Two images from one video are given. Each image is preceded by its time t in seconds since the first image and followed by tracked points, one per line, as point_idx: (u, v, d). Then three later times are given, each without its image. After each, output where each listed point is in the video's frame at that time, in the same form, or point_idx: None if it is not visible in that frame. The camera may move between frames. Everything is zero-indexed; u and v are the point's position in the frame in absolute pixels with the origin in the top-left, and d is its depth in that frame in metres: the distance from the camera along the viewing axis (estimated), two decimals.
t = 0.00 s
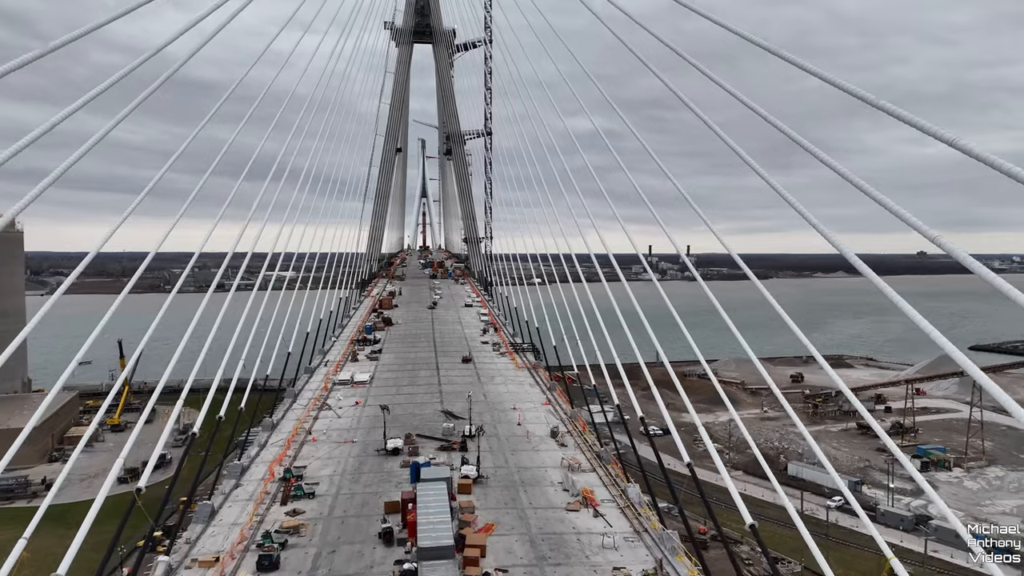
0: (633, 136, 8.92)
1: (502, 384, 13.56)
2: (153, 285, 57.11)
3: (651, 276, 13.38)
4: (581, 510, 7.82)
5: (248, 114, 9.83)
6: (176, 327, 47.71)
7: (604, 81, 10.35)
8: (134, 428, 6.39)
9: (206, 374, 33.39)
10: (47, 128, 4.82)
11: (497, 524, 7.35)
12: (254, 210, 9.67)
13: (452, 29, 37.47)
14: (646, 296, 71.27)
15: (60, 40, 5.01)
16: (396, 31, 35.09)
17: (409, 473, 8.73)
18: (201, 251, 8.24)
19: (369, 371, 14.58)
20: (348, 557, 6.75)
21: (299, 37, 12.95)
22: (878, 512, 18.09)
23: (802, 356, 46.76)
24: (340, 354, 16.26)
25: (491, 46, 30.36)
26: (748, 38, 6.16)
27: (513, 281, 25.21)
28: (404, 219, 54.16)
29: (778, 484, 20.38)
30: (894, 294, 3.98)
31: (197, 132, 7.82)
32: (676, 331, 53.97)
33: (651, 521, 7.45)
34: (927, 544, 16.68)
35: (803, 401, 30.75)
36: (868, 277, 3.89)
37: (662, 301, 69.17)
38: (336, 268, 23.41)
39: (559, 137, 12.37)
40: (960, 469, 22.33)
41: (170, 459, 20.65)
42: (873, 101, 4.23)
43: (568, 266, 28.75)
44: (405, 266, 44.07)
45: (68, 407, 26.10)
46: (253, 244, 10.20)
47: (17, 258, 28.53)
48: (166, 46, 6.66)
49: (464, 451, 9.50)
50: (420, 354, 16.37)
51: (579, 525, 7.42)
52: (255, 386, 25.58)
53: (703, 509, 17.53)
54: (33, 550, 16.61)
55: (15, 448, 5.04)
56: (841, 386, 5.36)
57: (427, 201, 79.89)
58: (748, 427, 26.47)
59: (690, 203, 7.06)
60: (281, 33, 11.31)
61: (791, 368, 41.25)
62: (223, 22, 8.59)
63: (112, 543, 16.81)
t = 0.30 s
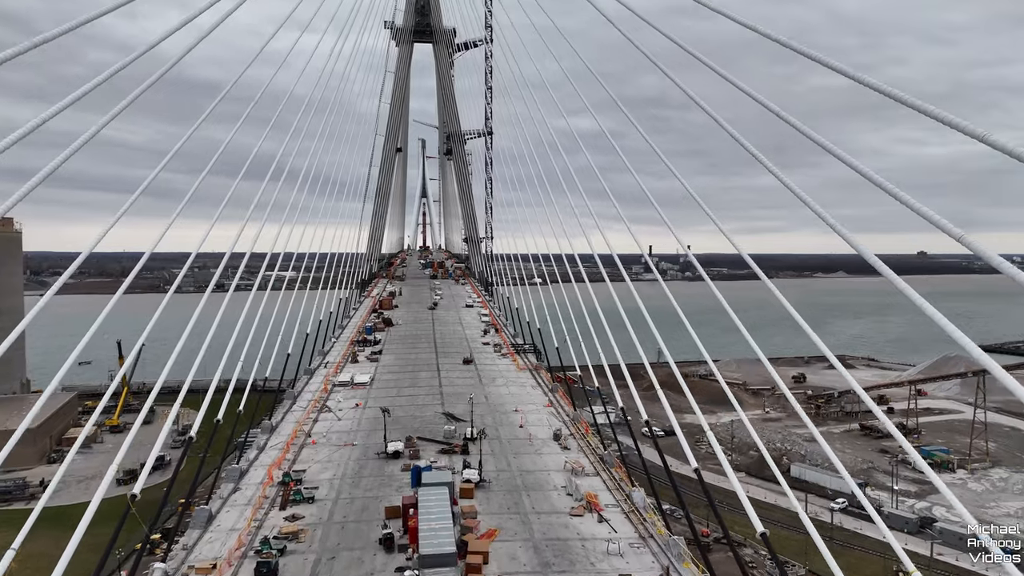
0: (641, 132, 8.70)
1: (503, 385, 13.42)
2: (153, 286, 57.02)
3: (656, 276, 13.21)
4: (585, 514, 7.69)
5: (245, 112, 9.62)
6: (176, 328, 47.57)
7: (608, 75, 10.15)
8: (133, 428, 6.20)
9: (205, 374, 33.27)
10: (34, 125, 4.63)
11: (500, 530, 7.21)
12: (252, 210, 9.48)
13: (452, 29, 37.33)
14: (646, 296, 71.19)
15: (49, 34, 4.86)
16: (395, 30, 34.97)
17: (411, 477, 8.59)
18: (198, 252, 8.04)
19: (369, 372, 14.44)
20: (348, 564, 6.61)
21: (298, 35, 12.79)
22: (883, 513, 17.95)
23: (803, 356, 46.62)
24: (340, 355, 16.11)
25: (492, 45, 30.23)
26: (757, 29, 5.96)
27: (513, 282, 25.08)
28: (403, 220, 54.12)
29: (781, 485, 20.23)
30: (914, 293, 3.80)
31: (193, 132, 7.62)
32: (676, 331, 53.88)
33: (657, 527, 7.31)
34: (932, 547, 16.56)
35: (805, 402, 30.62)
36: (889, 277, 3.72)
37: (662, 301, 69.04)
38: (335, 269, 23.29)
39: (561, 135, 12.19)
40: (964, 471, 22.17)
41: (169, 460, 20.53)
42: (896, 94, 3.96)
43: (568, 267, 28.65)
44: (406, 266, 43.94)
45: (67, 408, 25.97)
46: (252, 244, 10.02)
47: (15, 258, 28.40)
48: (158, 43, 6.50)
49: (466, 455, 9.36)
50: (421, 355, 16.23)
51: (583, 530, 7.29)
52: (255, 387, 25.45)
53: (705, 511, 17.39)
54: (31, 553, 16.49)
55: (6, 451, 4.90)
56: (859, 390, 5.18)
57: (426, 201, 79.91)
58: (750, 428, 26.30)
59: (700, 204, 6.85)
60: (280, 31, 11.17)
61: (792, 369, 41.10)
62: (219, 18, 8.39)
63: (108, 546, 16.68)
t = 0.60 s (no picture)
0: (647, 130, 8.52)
1: (505, 387, 13.30)
2: (152, 286, 56.92)
3: (659, 278, 13.07)
4: (589, 520, 7.56)
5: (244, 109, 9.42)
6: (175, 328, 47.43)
7: (612, 71, 9.98)
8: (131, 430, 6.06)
9: (204, 375, 33.16)
10: (20, 123, 4.45)
11: (502, 535, 7.09)
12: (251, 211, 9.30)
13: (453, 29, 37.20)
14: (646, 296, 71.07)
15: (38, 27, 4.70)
16: (396, 30, 34.82)
17: (412, 482, 8.46)
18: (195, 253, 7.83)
19: (369, 374, 14.31)
20: (348, 571, 6.48)
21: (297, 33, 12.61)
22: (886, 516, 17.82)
23: (805, 357, 46.47)
24: (340, 356, 15.98)
25: (492, 45, 30.08)
26: (767, 23, 5.82)
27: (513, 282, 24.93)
28: (403, 220, 53.95)
29: (783, 487, 20.09)
30: (935, 294, 3.66)
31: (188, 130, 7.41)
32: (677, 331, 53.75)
33: (662, 532, 7.19)
34: (936, 550, 16.44)
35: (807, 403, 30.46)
36: (909, 278, 3.58)
37: (663, 301, 68.89)
38: (336, 269, 23.17)
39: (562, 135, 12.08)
40: (968, 473, 22.04)
41: (167, 462, 20.41)
42: (922, 89, 3.78)
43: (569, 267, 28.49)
44: (406, 266, 43.81)
45: (66, 409, 25.84)
46: (251, 244, 9.86)
47: (13, 258, 28.24)
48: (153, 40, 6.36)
49: (468, 458, 9.23)
50: (421, 356, 16.09)
51: (587, 536, 7.16)
52: (254, 388, 25.32)
53: (707, 513, 17.24)
54: (27, 555, 16.36)
55: None
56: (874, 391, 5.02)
57: (427, 201, 79.88)
58: (752, 429, 26.12)
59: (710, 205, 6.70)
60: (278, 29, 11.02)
61: (793, 369, 40.96)
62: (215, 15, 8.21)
63: (105, 548, 16.56)
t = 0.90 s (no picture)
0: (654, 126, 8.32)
1: (507, 389, 13.17)
2: (152, 286, 56.86)
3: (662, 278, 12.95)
4: (593, 525, 7.43)
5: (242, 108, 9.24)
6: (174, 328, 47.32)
7: (617, 71, 9.85)
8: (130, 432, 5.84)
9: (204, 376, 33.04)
10: (7, 120, 4.24)
11: (505, 541, 6.97)
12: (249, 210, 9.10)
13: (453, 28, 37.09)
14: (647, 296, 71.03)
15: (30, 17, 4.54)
16: (396, 29, 34.71)
17: (412, 485, 8.34)
18: (192, 254, 7.62)
19: (369, 375, 14.18)
20: None
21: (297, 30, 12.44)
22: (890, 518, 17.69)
23: (806, 357, 46.35)
24: (340, 357, 15.85)
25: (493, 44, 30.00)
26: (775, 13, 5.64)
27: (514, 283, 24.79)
28: (404, 220, 53.86)
29: (785, 489, 19.96)
30: (959, 294, 3.49)
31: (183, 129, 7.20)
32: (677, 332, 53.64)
33: (667, 538, 7.06)
34: (941, 553, 16.31)
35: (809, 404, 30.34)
36: (931, 278, 3.42)
37: (664, 301, 68.81)
38: (336, 269, 23.05)
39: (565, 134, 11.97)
40: (971, 474, 21.91)
41: (165, 464, 20.28)
42: (950, 84, 3.58)
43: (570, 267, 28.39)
44: (406, 266, 43.67)
45: (64, 409, 25.71)
46: (250, 243, 9.67)
47: (11, 258, 28.12)
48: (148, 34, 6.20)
49: (469, 461, 9.11)
50: (422, 357, 15.96)
51: (591, 541, 7.04)
52: (254, 388, 25.20)
53: (710, 516, 17.11)
54: (25, 557, 16.22)
55: None
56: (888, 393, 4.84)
57: (427, 201, 79.90)
58: (754, 431, 25.97)
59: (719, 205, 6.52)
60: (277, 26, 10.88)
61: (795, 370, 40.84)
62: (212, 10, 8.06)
63: (101, 551, 16.42)
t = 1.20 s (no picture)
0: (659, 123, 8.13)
1: (507, 390, 13.04)
2: (152, 286, 56.78)
3: (663, 276, 12.82)
4: (596, 529, 7.30)
5: (239, 105, 9.03)
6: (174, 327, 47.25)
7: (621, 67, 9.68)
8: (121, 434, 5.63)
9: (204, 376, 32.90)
10: None
11: (506, 546, 6.84)
12: (246, 210, 8.91)
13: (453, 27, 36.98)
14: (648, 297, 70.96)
15: (21, 6, 4.37)
16: (396, 28, 34.60)
17: (412, 489, 8.20)
18: (187, 254, 7.41)
19: (369, 376, 14.05)
20: None
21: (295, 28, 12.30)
22: (894, 520, 17.55)
23: (808, 358, 46.20)
24: (339, 358, 15.72)
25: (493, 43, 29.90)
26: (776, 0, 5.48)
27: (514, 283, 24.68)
28: (403, 220, 53.81)
29: (788, 491, 19.82)
30: (983, 293, 3.34)
31: (177, 126, 7.00)
32: (678, 331, 53.54)
33: (672, 542, 6.92)
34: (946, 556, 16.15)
35: (811, 404, 30.21)
36: (955, 278, 3.28)
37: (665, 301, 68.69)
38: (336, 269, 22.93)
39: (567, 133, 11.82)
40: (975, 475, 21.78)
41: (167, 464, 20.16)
42: (976, 73, 3.40)
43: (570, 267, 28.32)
44: (406, 266, 43.52)
45: (63, 410, 25.56)
46: (247, 243, 9.48)
47: (9, 258, 27.98)
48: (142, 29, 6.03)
49: (470, 463, 8.98)
50: (422, 358, 15.83)
51: (595, 547, 6.90)
52: (253, 389, 25.07)
53: (712, 517, 17.06)
54: (23, 560, 16.09)
55: None
56: (901, 390, 4.69)
57: (427, 201, 79.87)
58: (756, 432, 25.84)
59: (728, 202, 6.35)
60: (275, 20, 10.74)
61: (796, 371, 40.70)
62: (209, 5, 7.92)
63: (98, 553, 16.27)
